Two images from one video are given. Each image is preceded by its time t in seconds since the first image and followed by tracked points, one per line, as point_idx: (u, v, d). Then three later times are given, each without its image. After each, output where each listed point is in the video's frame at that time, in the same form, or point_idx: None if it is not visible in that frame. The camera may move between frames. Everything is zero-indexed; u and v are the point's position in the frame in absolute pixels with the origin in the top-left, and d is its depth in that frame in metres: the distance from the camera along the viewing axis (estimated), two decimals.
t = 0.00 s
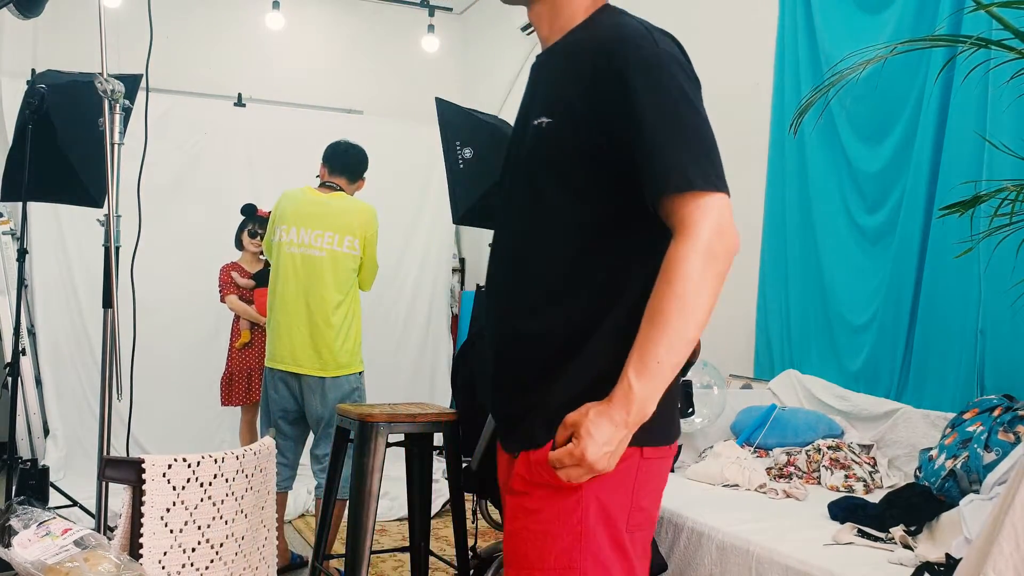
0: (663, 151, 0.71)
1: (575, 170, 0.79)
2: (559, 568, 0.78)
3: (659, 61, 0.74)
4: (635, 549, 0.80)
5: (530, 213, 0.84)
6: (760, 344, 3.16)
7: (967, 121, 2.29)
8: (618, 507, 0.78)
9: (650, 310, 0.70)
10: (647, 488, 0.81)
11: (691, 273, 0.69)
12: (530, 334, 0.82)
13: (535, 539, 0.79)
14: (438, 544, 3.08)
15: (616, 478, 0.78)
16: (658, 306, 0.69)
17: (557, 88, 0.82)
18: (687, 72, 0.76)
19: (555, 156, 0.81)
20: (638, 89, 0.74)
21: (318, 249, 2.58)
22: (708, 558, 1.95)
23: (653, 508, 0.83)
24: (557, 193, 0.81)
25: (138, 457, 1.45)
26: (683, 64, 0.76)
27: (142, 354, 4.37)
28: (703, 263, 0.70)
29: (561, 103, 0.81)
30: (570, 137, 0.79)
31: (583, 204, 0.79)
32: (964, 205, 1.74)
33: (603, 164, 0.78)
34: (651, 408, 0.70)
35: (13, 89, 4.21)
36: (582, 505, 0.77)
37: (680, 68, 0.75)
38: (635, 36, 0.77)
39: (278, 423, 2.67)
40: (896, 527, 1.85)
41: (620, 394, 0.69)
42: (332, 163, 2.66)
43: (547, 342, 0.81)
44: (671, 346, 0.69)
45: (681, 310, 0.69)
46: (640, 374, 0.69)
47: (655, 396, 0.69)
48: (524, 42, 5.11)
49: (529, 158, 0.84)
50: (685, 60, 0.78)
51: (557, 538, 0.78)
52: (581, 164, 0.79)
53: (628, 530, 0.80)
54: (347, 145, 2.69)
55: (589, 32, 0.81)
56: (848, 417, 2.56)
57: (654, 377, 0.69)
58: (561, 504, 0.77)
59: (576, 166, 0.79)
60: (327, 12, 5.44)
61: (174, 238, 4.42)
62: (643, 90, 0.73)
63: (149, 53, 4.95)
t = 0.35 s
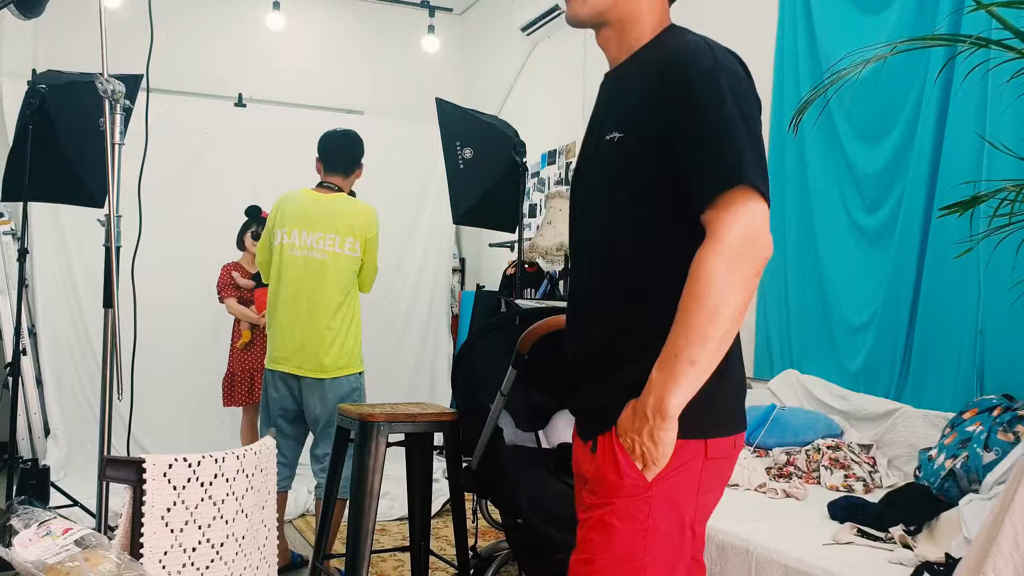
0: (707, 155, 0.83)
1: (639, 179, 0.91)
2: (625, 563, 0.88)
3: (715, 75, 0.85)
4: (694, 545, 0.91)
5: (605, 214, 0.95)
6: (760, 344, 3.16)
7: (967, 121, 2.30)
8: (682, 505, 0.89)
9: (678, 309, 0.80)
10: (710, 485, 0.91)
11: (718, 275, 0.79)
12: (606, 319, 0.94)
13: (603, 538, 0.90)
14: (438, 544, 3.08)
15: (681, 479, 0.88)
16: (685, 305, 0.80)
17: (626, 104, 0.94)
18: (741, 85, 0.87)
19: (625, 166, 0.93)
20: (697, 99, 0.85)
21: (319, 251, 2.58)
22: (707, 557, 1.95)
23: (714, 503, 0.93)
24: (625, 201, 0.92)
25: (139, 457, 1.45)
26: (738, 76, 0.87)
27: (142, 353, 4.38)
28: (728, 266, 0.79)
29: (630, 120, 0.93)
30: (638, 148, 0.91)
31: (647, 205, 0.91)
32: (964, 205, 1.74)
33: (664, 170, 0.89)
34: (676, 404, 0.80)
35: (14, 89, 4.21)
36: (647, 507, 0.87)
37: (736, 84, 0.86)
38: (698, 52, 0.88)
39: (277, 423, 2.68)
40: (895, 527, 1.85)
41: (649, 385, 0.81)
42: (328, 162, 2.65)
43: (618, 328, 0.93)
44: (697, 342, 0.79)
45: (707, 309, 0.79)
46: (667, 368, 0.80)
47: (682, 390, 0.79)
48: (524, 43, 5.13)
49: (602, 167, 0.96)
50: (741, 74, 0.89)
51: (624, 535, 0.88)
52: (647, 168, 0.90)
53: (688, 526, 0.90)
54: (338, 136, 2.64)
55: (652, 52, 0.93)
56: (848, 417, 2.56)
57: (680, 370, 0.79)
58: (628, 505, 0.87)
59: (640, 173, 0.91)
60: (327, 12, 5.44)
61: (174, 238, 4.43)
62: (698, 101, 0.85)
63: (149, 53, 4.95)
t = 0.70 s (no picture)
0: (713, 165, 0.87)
1: (654, 183, 0.95)
2: (639, 555, 0.90)
3: (727, 84, 0.88)
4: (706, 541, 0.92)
5: (622, 214, 0.99)
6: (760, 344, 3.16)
7: (967, 121, 2.30)
8: (696, 501, 0.91)
9: (676, 321, 0.84)
10: (723, 483, 0.94)
11: (711, 287, 0.83)
12: (621, 317, 0.98)
13: (617, 530, 0.91)
14: (438, 544, 3.08)
15: (696, 474, 0.90)
16: (681, 318, 0.84)
17: (649, 113, 0.98)
18: (758, 94, 0.90)
19: (643, 169, 0.96)
20: (711, 108, 0.89)
21: (315, 250, 2.59)
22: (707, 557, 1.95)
23: (727, 502, 0.95)
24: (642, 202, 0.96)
25: (139, 457, 1.46)
26: (755, 85, 0.90)
27: (142, 353, 4.38)
28: (721, 276, 0.83)
29: (651, 124, 0.96)
30: (655, 153, 0.95)
31: (661, 207, 0.94)
32: (963, 205, 1.75)
33: (676, 174, 0.93)
34: (676, 411, 0.84)
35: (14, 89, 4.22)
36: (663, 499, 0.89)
37: (750, 91, 0.89)
38: (717, 62, 0.91)
39: (277, 423, 2.68)
40: (895, 527, 1.86)
41: (650, 396, 0.86)
42: (322, 161, 2.65)
43: (630, 327, 0.97)
44: (693, 352, 0.83)
45: (700, 320, 0.83)
46: (665, 378, 0.84)
47: (680, 398, 0.83)
48: (524, 44, 5.14)
49: (627, 173, 1.00)
50: (762, 86, 0.92)
51: (638, 526, 0.90)
52: (664, 176, 0.94)
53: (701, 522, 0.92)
54: (329, 136, 2.64)
55: (678, 62, 0.96)
56: (848, 417, 2.56)
57: (677, 380, 0.83)
58: (644, 496, 0.89)
59: (654, 175, 0.95)
60: (327, 13, 5.44)
61: (174, 238, 4.43)
62: (708, 111, 0.89)
63: (149, 54, 4.95)
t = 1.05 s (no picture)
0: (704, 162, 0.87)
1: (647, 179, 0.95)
2: (620, 542, 0.89)
3: (719, 79, 0.89)
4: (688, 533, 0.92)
5: (613, 208, 0.99)
6: (761, 344, 3.16)
7: (967, 121, 2.30)
8: (682, 493, 0.91)
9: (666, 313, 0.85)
10: (712, 480, 0.94)
11: (703, 277, 0.83)
12: (616, 315, 0.97)
13: (602, 515, 0.91)
14: (438, 544, 3.08)
15: (684, 468, 0.90)
16: (671, 309, 0.84)
17: (641, 108, 0.97)
18: (750, 91, 0.90)
19: (634, 166, 0.96)
20: (704, 104, 0.89)
21: (312, 250, 2.59)
22: (707, 557, 1.95)
23: (712, 497, 0.95)
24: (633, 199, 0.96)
25: (139, 457, 1.46)
26: (747, 82, 0.90)
27: (142, 353, 4.38)
28: (712, 267, 0.83)
29: (642, 120, 0.96)
30: (648, 149, 0.95)
31: (653, 203, 0.94)
32: (963, 205, 1.75)
33: (669, 171, 0.93)
34: (665, 404, 0.84)
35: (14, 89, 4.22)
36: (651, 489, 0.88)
37: (743, 87, 0.89)
38: (709, 58, 0.91)
39: (274, 423, 2.67)
40: (895, 527, 1.86)
41: (639, 388, 0.86)
42: (319, 160, 2.65)
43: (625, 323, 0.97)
44: (683, 343, 0.83)
45: (690, 311, 0.83)
46: (656, 369, 0.84)
47: (670, 389, 0.83)
48: (523, 43, 5.13)
49: (617, 170, 1.00)
50: (754, 82, 0.92)
51: (622, 514, 0.89)
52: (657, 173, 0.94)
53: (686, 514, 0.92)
54: (326, 137, 2.64)
55: (668, 59, 0.96)
56: (848, 417, 2.56)
57: (667, 372, 0.83)
58: (631, 485, 0.88)
59: (645, 171, 0.95)
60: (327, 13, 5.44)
61: (174, 238, 4.43)
62: (700, 107, 0.89)
63: (149, 54, 4.95)
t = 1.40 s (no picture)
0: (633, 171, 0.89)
1: (585, 181, 0.97)
2: (573, 557, 0.91)
3: (654, 87, 0.90)
4: (639, 537, 0.94)
5: (556, 207, 1.02)
6: (760, 344, 3.15)
7: (967, 121, 2.30)
8: (622, 498, 0.92)
9: (589, 328, 0.86)
10: (652, 480, 0.95)
11: (624, 292, 0.84)
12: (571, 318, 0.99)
13: (551, 534, 0.93)
14: (438, 544, 3.08)
15: (618, 473, 0.92)
16: (593, 325, 0.85)
17: (583, 107, 0.99)
18: (685, 96, 0.91)
19: (572, 164, 0.99)
20: (640, 108, 0.91)
21: (309, 249, 2.59)
22: (707, 557, 1.95)
23: (658, 497, 0.96)
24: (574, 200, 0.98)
25: (139, 457, 1.46)
26: (683, 87, 0.92)
27: (142, 353, 4.38)
28: (635, 282, 0.85)
29: (584, 119, 0.98)
30: (587, 149, 0.97)
31: (591, 204, 0.97)
32: (963, 205, 1.74)
33: (606, 173, 0.95)
34: (590, 416, 0.85)
35: (14, 88, 4.22)
36: (587, 502, 0.90)
37: (677, 93, 0.91)
38: (649, 60, 0.93)
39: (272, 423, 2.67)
40: (895, 527, 1.86)
41: (565, 403, 0.87)
42: (316, 160, 2.65)
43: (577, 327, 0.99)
44: (607, 356, 0.84)
45: (611, 324, 0.84)
46: (579, 383, 0.85)
47: (594, 402, 0.85)
48: (523, 43, 5.14)
49: (560, 167, 1.02)
50: (691, 86, 0.93)
51: (567, 530, 0.91)
52: (592, 175, 0.96)
53: (632, 517, 0.93)
54: (323, 137, 2.64)
55: (612, 59, 0.98)
56: (848, 417, 2.56)
57: (592, 386, 0.84)
58: (568, 500, 0.90)
59: (584, 170, 0.97)
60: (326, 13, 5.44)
61: (174, 238, 4.43)
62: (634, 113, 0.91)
63: (149, 53, 4.95)
